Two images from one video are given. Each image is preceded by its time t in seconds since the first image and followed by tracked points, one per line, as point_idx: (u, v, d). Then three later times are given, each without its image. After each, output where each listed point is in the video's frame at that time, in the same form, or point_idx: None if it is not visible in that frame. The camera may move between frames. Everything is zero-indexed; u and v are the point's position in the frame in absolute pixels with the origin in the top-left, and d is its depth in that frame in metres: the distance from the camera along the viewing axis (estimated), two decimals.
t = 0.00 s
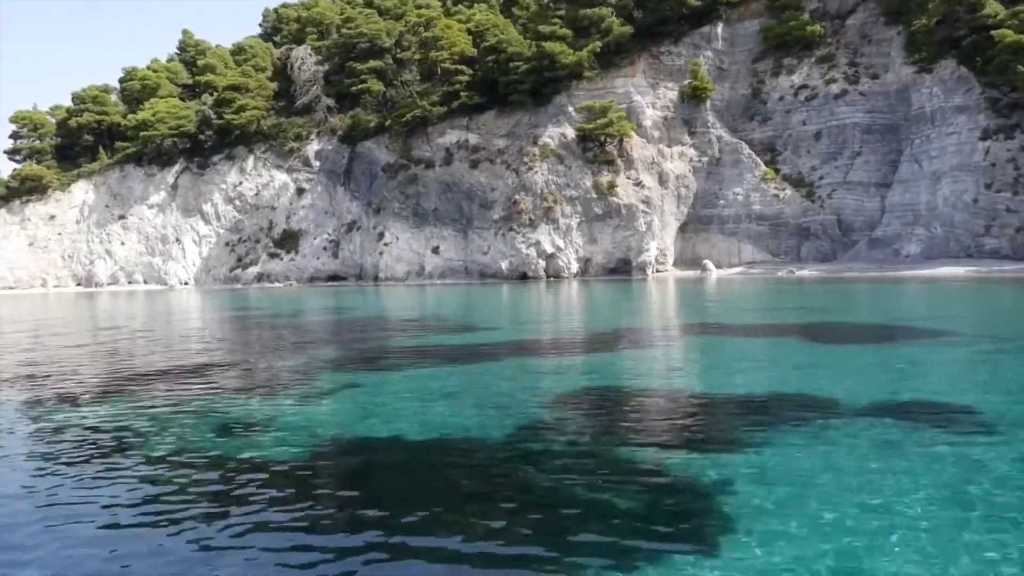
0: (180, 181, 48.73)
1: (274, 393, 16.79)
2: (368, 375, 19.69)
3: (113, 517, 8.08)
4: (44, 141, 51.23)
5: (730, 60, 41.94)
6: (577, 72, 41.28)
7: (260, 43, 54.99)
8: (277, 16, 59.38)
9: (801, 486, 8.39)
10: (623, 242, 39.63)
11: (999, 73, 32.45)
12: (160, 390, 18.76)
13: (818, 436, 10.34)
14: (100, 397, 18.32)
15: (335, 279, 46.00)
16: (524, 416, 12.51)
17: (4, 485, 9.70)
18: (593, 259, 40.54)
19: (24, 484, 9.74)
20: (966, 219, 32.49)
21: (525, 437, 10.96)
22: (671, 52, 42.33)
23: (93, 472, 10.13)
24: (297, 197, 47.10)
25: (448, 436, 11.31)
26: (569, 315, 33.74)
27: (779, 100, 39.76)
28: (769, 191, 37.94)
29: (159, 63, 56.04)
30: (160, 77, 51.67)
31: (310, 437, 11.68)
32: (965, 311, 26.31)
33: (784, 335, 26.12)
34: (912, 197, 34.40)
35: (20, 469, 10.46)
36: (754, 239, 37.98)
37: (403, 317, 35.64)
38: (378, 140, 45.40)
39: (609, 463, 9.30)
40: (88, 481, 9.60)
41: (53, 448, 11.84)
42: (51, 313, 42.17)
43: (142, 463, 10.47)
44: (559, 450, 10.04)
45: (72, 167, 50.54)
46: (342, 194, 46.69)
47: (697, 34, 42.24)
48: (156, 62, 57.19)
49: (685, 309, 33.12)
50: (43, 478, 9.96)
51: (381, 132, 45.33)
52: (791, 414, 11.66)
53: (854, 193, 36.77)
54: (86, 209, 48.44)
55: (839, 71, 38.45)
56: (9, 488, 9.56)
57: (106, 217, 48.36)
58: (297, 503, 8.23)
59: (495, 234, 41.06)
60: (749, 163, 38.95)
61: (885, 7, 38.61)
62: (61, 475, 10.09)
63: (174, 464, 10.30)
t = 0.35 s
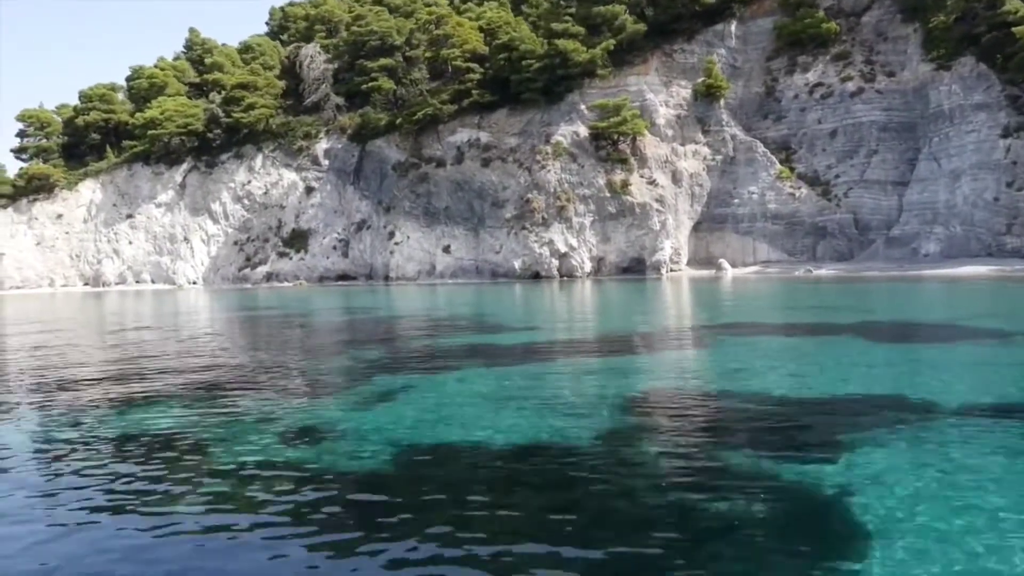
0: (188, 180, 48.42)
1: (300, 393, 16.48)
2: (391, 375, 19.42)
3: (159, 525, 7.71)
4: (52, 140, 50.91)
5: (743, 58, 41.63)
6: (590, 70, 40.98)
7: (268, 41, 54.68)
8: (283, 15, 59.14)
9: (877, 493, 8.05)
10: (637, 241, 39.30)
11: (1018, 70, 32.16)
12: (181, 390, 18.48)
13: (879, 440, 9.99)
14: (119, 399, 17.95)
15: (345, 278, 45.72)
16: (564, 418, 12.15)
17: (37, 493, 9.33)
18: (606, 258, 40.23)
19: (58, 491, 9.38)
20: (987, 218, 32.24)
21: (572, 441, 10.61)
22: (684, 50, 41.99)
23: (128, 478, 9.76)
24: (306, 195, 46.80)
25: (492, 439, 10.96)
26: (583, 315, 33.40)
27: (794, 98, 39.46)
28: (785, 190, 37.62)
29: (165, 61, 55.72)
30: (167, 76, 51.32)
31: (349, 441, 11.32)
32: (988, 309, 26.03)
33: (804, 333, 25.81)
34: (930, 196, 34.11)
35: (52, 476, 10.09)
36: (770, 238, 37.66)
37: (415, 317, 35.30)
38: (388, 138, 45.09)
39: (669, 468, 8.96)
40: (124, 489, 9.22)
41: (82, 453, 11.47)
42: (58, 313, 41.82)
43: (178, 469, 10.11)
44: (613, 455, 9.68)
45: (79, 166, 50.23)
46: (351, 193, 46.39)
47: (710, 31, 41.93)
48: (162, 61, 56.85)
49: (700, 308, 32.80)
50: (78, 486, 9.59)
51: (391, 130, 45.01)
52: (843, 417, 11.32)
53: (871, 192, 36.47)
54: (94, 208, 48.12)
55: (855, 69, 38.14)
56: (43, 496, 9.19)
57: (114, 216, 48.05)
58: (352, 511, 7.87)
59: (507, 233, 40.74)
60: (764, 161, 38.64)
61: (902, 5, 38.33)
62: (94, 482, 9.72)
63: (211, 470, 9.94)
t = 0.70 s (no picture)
0: (198, 179, 47.97)
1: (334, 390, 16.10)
2: (422, 374, 19.02)
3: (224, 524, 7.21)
4: (60, 138, 50.49)
5: (760, 55, 41.23)
6: (606, 67, 40.55)
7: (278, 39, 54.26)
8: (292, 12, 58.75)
9: (986, 489, 7.57)
10: (654, 240, 38.91)
11: None
12: (208, 389, 18.07)
13: (965, 435, 9.54)
14: (145, 397, 17.49)
15: (357, 278, 45.39)
16: (621, 411, 11.71)
17: (83, 488, 8.83)
18: (623, 257, 39.84)
19: (105, 487, 8.89)
20: (1011, 216, 31.89)
21: (640, 436, 10.14)
22: (700, 47, 41.54)
23: (176, 474, 9.26)
24: (317, 194, 46.44)
25: (552, 434, 10.49)
26: (599, 315, 33.01)
27: (812, 95, 39.14)
28: (804, 188, 37.25)
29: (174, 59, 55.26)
30: (177, 73, 50.91)
31: (401, 437, 10.85)
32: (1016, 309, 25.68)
33: (828, 332, 25.43)
34: (954, 193, 33.73)
35: (95, 471, 9.60)
36: (789, 236, 37.29)
37: (430, 317, 34.91)
38: (401, 137, 44.65)
39: (755, 464, 8.51)
40: (175, 486, 8.73)
41: (121, 449, 10.97)
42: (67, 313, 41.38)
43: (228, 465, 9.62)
44: (690, 450, 9.20)
45: (88, 165, 49.81)
46: (363, 191, 46.02)
47: (726, 28, 41.51)
48: (170, 58, 56.39)
49: (719, 308, 32.41)
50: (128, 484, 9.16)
51: (404, 129, 44.58)
52: (917, 412, 10.88)
53: (893, 190, 36.07)
54: (103, 207, 47.69)
55: (875, 66, 37.74)
56: (91, 491, 8.70)
57: (124, 215, 47.63)
58: (428, 510, 7.40)
59: (522, 232, 40.32)
60: (783, 159, 38.24)
61: (922, 1, 37.97)
62: (141, 478, 9.23)
63: (263, 467, 9.45)
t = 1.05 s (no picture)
0: (205, 177, 47.62)
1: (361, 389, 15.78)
2: (447, 373, 18.71)
3: (280, 526, 6.87)
4: (66, 137, 50.13)
5: (774, 53, 40.90)
6: (619, 65, 40.22)
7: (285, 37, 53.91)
8: (298, 10, 58.37)
9: None
10: (668, 239, 38.60)
11: None
12: (229, 389, 17.72)
13: None
14: (167, 397, 17.15)
15: (367, 277, 45.10)
16: (667, 406, 11.37)
17: (123, 487, 8.49)
18: (636, 256, 39.52)
19: (144, 487, 8.55)
20: None
21: (689, 432, 9.82)
22: (713, 44, 41.17)
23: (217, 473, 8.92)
24: (325, 192, 46.13)
25: (602, 430, 10.16)
26: (612, 315, 32.67)
27: (827, 93, 38.88)
28: (820, 186, 36.94)
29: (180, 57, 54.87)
30: (183, 72, 50.53)
31: (445, 433, 10.51)
32: None
33: (846, 332, 25.15)
34: (973, 192, 33.40)
35: (132, 470, 9.25)
36: (804, 235, 37.00)
37: (443, 317, 34.58)
38: (411, 135, 44.28)
39: (826, 465, 8.17)
40: (218, 484, 8.39)
41: (154, 447, 10.62)
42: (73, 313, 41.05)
43: (270, 463, 9.28)
44: (751, 449, 8.87)
45: (94, 164, 49.45)
46: (372, 190, 45.71)
47: (740, 26, 41.14)
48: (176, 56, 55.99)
49: (733, 308, 32.09)
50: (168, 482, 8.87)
51: (413, 127, 44.23)
52: (976, 410, 10.54)
53: (910, 188, 35.72)
54: (110, 206, 47.33)
55: (891, 63, 37.42)
56: (132, 492, 8.36)
57: (131, 214, 47.28)
58: (493, 511, 7.07)
59: (535, 231, 39.99)
60: (798, 158, 37.92)
61: None
62: (180, 477, 8.89)
63: (307, 464, 9.12)
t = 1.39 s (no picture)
0: (214, 177, 47.23)
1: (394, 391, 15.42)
2: (476, 374, 18.35)
3: (351, 535, 6.56)
4: (74, 135, 49.75)
5: (789, 51, 40.56)
6: (634, 63, 39.82)
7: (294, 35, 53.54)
8: (305, 8, 57.99)
9: None
10: (683, 238, 38.21)
11: None
12: (254, 389, 17.34)
13: None
14: (191, 396, 16.75)
15: (377, 277, 44.68)
16: (723, 414, 11.01)
17: (174, 491, 8.12)
18: (651, 255, 39.14)
19: (194, 491, 8.17)
20: None
21: (753, 440, 9.48)
22: (728, 41, 40.79)
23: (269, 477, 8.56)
24: (335, 191, 45.76)
25: (664, 437, 9.80)
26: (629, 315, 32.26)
27: (844, 91, 38.54)
28: (838, 185, 36.56)
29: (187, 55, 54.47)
30: (191, 69, 50.11)
31: (498, 439, 10.14)
32: None
33: (869, 333, 24.80)
34: (994, 190, 33.02)
35: (180, 472, 8.88)
36: (822, 235, 36.62)
37: (457, 317, 34.17)
38: (422, 133, 43.88)
39: (915, 478, 7.80)
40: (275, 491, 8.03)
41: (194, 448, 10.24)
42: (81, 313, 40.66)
43: (323, 469, 8.91)
44: (827, 460, 8.52)
45: (101, 162, 49.07)
46: (383, 189, 45.32)
47: (755, 23, 40.78)
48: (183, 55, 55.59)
49: (750, 308, 31.68)
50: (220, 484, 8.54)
51: (425, 125, 43.84)
52: None
53: (930, 187, 35.34)
54: (118, 205, 46.95)
55: (909, 61, 37.05)
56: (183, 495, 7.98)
57: (139, 213, 46.89)
58: (575, 524, 6.69)
59: (548, 230, 39.60)
60: (815, 156, 37.54)
61: None
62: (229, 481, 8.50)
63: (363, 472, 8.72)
